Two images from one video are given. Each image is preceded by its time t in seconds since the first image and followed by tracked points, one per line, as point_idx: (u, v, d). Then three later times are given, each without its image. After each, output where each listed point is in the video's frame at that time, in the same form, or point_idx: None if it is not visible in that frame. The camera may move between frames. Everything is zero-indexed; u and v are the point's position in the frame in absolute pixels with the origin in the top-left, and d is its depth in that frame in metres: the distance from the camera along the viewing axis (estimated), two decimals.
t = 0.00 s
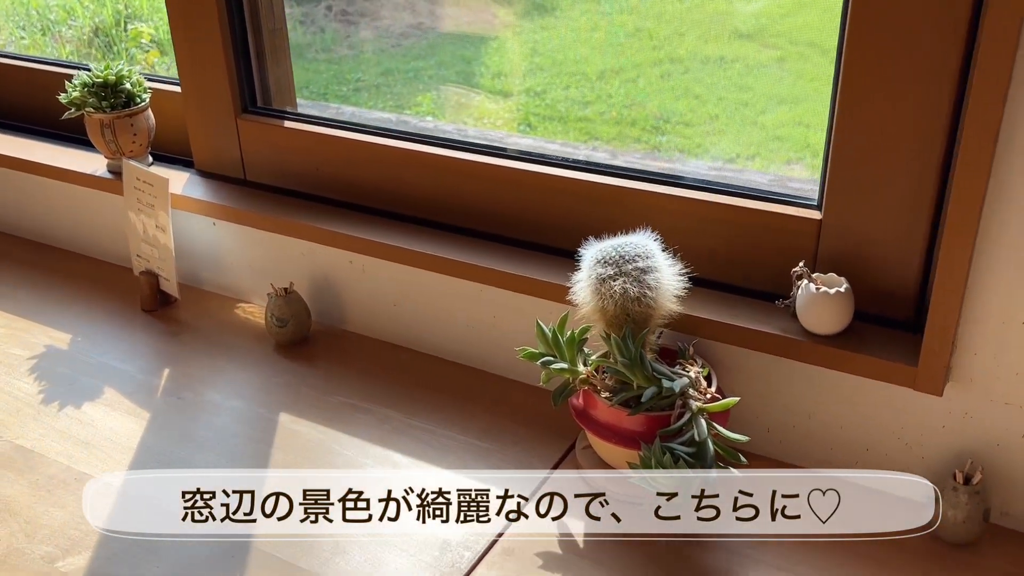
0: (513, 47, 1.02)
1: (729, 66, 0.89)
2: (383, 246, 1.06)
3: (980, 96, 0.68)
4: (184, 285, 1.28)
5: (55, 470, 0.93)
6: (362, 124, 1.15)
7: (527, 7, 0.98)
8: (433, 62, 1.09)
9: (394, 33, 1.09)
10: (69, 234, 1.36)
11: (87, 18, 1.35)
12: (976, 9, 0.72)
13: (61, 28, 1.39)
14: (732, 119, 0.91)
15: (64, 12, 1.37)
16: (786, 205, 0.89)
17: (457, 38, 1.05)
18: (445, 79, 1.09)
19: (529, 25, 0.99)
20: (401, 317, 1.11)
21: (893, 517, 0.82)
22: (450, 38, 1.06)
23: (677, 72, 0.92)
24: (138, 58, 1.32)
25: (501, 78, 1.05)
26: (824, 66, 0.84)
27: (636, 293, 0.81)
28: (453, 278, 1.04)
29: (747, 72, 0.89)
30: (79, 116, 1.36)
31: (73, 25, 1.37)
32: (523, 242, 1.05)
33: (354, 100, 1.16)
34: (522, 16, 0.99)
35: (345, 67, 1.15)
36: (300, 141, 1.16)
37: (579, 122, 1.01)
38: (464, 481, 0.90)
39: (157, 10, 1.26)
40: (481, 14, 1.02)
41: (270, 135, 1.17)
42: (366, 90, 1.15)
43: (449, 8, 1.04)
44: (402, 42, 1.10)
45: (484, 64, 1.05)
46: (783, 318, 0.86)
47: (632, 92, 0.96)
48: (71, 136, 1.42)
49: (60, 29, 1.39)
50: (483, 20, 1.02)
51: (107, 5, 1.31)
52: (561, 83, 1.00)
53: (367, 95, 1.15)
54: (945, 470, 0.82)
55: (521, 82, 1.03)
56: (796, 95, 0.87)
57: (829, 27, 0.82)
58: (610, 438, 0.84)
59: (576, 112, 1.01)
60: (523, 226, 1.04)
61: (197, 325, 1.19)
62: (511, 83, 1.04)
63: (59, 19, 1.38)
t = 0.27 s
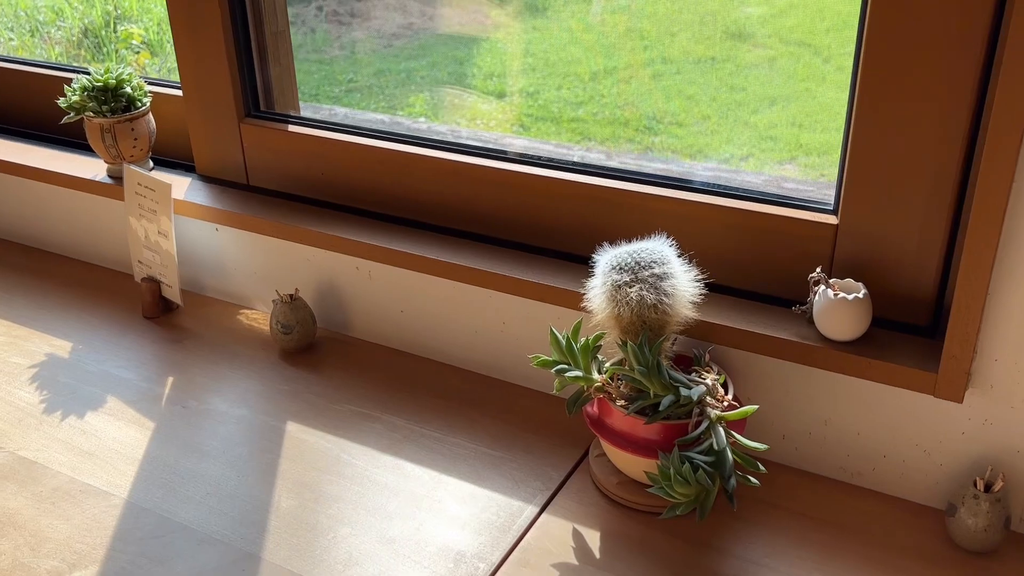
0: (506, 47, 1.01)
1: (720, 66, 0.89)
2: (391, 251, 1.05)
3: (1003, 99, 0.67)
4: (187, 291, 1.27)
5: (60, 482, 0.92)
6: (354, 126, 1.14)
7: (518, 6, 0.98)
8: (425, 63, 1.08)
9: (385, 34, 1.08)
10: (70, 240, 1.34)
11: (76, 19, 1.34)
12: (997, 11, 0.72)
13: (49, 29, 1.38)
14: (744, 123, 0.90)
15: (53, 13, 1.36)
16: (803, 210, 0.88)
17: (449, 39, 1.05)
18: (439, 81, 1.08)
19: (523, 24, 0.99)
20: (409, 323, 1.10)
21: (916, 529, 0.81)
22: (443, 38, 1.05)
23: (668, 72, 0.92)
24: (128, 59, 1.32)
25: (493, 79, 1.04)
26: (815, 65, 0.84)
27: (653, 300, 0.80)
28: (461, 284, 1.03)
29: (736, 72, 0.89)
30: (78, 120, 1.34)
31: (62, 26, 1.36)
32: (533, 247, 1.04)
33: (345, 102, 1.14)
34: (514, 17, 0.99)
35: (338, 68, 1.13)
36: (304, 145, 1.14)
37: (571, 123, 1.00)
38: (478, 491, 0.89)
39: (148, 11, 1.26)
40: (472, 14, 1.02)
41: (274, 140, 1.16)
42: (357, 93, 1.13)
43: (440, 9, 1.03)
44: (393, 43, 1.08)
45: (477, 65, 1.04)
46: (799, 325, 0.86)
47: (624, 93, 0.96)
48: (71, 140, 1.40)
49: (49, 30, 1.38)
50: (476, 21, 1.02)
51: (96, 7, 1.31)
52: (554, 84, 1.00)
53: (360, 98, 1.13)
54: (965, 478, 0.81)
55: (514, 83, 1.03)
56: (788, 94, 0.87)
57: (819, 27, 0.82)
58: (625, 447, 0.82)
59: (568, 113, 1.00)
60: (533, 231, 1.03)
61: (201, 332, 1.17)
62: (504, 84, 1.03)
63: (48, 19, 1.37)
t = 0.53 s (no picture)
0: (498, 47, 1.01)
1: (710, 66, 0.89)
2: (396, 256, 1.03)
3: None
4: (186, 297, 1.25)
5: (61, 493, 0.90)
6: (347, 126, 1.13)
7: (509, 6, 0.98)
8: (416, 63, 1.07)
9: (375, 34, 1.08)
10: (67, 245, 1.32)
11: (64, 21, 1.33)
12: (1016, 12, 0.71)
13: (37, 30, 1.37)
14: (755, 125, 0.90)
15: (41, 15, 1.35)
16: (816, 213, 0.87)
17: (439, 39, 1.04)
18: (430, 82, 1.07)
19: (515, 25, 0.98)
20: (414, 329, 1.09)
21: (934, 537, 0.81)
22: (433, 38, 1.05)
23: (661, 73, 0.92)
24: (116, 61, 1.31)
25: (485, 80, 1.04)
26: (805, 64, 0.84)
27: (667, 305, 0.79)
28: (467, 289, 1.02)
29: (728, 72, 0.89)
30: (73, 123, 1.32)
31: (49, 28, 1.35)
32: (539, 251, 1.03)
33: (337, 103, 1.14)
34: (504, 17, 0.99)
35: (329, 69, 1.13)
36: (306, 148, 1.13)
37: (563, 123, 1.00)
38: (488, 499, 0.88)
39: (137, 12, 1.25)
40: (463, 15, 1.01)
41: (275, 143, 1.15)
42: (348, 95, 1.13)
43: (431, 10, 1.03)
44: (382, 44, 1.08)
45: (467, 65, 1.04)
46: (813, 329, 0.85)
47: (616, 94, 0.95)
48: (67, 144, 1.38)
49: (36, 32, 1.37)
50: (466, 22, 1.02)
51: (84, 8, 1.30)
52: (545, 83, 1.00)
53: (352, 100, 1.13)
54: (981, 483, 0.81)
55: (506, 84, 1.03)
56: (780, 93, 0.87)
57: (810, 26, 0.83)
58: (638, 454, 0.81)
59: (560, 114, 1.00)
60: (539, 235, 1.02)
61: (201, 338, 1.16)
62: (495, 84, 1.03)
63: (35, 21, 1.36)
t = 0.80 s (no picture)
0: (492, 49, 1.01)
1: (702, 67, 0.89)
2: (397, 258, 1.02)
3: None
4: (184, 300, 1.24)
5: (59, 500, 0.89)
6: (340, 127, 1.13)
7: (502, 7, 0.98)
8: (409, 64, 1.07)
9: (368, 36, 1.07)
10: (63, 249, 1.31)
11: (54, 22, 1.32)
12: None
13: (27, 32, 1.36)
14: (759, 125, 0.89)
15: (30, 16, 1.34)
16: (820, 214, 0.86)
17: (433, 41, 1.04)
18: (422, 83, 1.07)
19: (509, 26, 0.98)
20: (414, 331, 1.08)
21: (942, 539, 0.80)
22: (425, 39, 1.04)
23: (654, 75, 0.92)
24: (108, 62, 1.30)
25: (478, 80, 1.03)
26: (797, 66, 0.85)
27: (674, 308, 0.79)
28: (468, 291, 1.01)
29: (721, 72, 0.88)
30: (68, 126, 1.31)
31: (40, 29, 1.34)
32: (541, 253, 1.02)
33: (330, 104, 1.13)
34: (497, 18, 0.98)
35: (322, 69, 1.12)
36: (305, 150, 1.12)
37: (556, 124, 1.00)
38: (493, 504, 0.87)
39: (128, 13, 1.24)
40: (455, 15, 1.01)
41: (273, 144, 1.14)
42: (341, 96, 1.12)
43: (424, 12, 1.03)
44: (374, 45, 1.08)
45: (460, 66, 1.03)
46: (819, 331, 0.84)
47: (609, 95, 0.95)
48: (62, 146, 1.37)
49: (26, 33, 1.36)
50: (459, 23, 1.01)
51: (75, 10, 1.29)
52: (539, 84, 0.99)
53: (346, 101, 1.12)
54: (989, 485, 0.80)
55: (500, 84, 1.02)
56: (772, 94, 0.87)
57: (801, 27, 0.83)
58: (645, 457, 0.81)
59: (554, 115, 1.00)
60: (541, 237, 1.02)
61: (199, 342, 1.15)
62: (488, 85, 1.03)
63: (25, 23, 1.35)
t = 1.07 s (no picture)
0: (484, 50, 1.00)
1: (696, 68, 0.89)
2: (397, 263, 1.02)
3: None
4: (181, 305, 1.23)
5: (57, 509, 0.88)
6: (333, 129, 1.12)
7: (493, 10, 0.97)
8: (402, 66, 1.06)
9: (360, 38, 1.07)
10: (58, 254, 1.30)
11: (44, 24, 1.31)
12: None
13: (16, 34, 1.35)
14: (761, 128, 0.88)
15: (20, 18, 1.33)
16: (823, 217, 0.86)
17: (424, 43, 1.03)
18: (414, 85, 1.06)
19: (501, 27, 0.98)
20: (415, 336, 1.07)
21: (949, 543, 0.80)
22: (416, 41, 1.04)
23: (646, 76, 0.91)
24: (99, 64, 1.29)
25: (470, 82, 1.03)
26: (788, 67, 0.84)
27: (679, 313, 0.78)
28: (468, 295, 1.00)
29: (712, 73, 0.88)
30: (62, 129, 1.30)
31: (30, 31, 1.33)
32: (542, 256, 1.02)
33: (322, 106, 1.13)
34: (488, 20, 0.98)
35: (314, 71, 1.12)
36: (303, 153, 1.11)
37: (549, 126, 1.00)
38: (496, 510, 0.86)
39: (118, 15, 1.24)
40: (447, 17, 1.00)
41: (271, 147, 1.13)
42: (334, 98, 1.12)
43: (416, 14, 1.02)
44: (366, 47, 1.07)
45: (453, 68, 1.03)
46: (823, 335, 0.84)
47: (601, 97, 0.95)
48: (56, 149, 1.36)
49: (16, 35, 1.35)
50: (450, 25, 1.01)
51: (65, 11, 1.28)
52: (531, 87, 0.99)
53: (339, 103, 1.12)
54: (995, 488, 0.80)
55: (492, 86, 1.02)
56: (766, 95, 0.87)
57: (794, 28, 0.83)
58: (649, 463, 0.80)
59: (547, 116, 0.99)
60: (541, 240, 1.01)
61: (197, 347, 1.14)
62: (481, 87, 1.02)
63: (14, 25, 1.34)
